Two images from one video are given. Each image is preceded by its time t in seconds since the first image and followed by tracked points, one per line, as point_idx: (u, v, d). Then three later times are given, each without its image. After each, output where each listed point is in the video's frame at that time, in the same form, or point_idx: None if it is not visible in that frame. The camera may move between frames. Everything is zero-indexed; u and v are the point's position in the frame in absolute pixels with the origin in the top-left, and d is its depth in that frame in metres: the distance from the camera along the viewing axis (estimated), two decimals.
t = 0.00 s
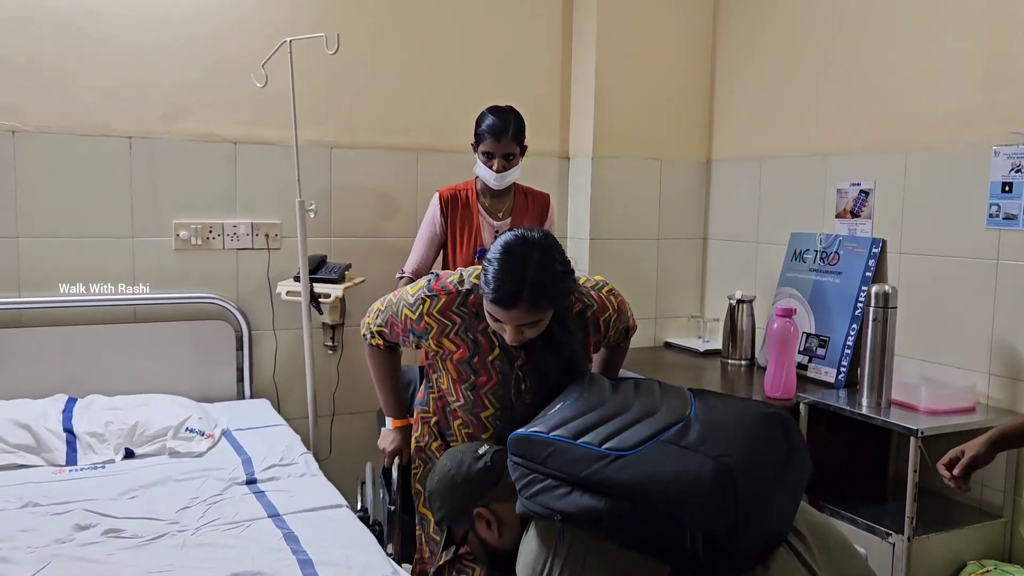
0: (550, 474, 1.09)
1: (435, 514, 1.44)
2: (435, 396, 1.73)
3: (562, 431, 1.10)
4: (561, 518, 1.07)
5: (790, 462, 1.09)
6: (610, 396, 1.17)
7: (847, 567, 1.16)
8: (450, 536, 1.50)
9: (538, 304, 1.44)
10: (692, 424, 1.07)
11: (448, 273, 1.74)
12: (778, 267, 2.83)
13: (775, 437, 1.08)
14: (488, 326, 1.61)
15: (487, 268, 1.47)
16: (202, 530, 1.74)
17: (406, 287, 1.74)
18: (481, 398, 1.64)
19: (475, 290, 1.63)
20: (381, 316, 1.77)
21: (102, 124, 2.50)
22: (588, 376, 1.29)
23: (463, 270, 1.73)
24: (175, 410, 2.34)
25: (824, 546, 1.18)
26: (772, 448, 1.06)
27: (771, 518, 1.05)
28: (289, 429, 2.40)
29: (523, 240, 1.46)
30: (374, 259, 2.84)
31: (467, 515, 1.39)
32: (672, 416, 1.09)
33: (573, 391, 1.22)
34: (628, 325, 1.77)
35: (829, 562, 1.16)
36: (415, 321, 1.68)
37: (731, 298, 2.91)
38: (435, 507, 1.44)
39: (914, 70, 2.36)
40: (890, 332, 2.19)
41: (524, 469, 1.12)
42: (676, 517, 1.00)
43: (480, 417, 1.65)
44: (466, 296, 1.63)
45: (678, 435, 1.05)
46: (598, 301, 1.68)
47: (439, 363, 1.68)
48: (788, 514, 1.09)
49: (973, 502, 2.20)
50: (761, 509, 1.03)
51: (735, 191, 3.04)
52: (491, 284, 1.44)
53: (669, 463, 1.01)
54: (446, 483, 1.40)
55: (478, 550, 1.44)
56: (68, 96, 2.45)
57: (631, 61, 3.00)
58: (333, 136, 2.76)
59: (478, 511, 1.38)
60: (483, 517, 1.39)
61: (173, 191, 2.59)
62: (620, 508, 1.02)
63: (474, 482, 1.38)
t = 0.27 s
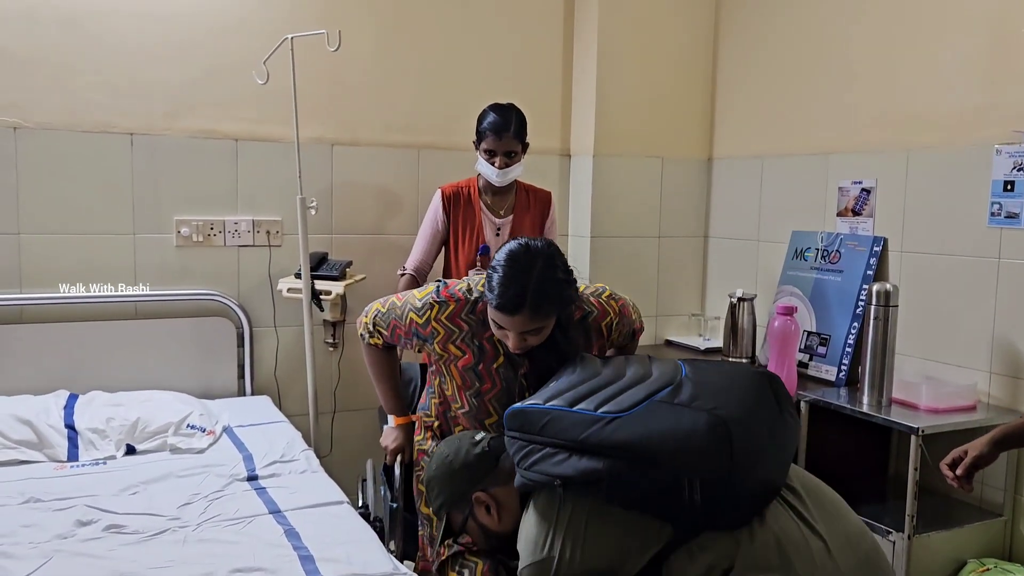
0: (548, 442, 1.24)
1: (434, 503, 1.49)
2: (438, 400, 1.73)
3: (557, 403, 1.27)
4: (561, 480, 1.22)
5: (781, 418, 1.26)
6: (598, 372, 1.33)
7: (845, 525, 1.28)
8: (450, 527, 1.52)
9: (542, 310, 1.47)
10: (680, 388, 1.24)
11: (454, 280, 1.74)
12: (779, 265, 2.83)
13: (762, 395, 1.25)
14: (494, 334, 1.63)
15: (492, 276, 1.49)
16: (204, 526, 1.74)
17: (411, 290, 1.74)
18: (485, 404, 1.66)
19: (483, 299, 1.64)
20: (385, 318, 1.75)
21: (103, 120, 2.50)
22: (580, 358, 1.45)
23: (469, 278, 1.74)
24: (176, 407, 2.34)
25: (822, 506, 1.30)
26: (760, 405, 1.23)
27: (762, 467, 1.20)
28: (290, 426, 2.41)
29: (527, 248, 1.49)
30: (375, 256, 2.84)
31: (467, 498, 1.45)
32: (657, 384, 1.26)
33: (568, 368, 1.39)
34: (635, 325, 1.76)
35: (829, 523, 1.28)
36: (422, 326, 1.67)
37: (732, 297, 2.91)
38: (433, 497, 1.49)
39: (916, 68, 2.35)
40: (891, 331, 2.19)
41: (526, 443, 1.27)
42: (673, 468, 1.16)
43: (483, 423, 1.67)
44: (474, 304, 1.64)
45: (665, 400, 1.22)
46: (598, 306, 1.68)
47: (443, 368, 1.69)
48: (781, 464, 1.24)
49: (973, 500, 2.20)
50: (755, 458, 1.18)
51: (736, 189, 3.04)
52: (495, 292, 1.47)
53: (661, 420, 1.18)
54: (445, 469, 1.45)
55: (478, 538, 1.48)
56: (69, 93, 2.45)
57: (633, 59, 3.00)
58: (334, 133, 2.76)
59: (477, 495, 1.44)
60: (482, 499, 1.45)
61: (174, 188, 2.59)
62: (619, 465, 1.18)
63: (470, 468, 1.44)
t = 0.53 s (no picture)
0: (546, 423, 1.18)
1: (429, 493, 1.46)
2: (438, 406, 1.73)
3: (553, 382, 1.20)
4: (559, 461, 1.16)
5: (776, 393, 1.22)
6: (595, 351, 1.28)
7: (834, 499, 1.25)
8: (446, 517, 1.49)
9: (540, 323, 1.47)
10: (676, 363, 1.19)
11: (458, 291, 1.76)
12: (781, 262, 2.83)
13: (756, 370, 1.20)
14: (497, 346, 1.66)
15: (491, 289, 1.49)
16: (205, 522, 1.74)
17: (417, 296, 1.75)
18: (486, 413, 1.68)
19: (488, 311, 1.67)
20: (388, 319, 1.76)
21: (105, 116, 2.50)
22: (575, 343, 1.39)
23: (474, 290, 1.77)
24: (178, 403, 2.34)
25: (810, 480, 1.27)
26: (756, 378, 1.19)
27: (761, 441, 1.15)
28: (291, 422, 2.41)
29: (524, 263, 1.49)
30: (376, 253, 2.84)
31: (463, 487, 1.43)
32: (656, 360, 1.21)
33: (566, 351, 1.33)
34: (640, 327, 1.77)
35: (820, 498, 1.25)
36: (427, 332, 1.68)
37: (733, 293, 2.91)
38: (428, 486, 1.46)
39: (917, 65, 2.35)
40: (892, 328, 2.19)
41: (522, 424, 1.21)
42: (670, 441, 1.10)
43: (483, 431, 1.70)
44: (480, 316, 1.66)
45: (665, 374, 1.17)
46: (596, 316, 1.69)
47: (443, 375, 1.70)
48: (779, 438, 1.20)
49: (973, 497, 2.20)
50: (754, 429, 1.13)
51: (737, 186, 3.04)
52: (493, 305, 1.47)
53: (657, 394, 1.13)
54: (439, 458, 1.43)
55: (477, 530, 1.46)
56: (71, 88, 2.45)
57: (634, 55, 3.00)
58: (336, 129, 2.76)
59: (474, 483, 1.41)
60: (478, 488, 1.42)
61: (175, 184, 2.59)
62: (617, 441, 1.11)
63: (468, 456, 1.41)
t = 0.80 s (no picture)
0: (545, 413, 1.16)
1: (427, 489, 1.45)
2: (438, 414, 1.78)
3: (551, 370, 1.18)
4: (560, 449, 1.14)
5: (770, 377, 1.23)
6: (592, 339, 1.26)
7: (830, 482, 1.29)
8: (445, 510, 1.51)
9: (541, 338, 1.45)
10: (673, 348, 1.19)
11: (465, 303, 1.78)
12: (782, 260, 2.83)
13: (751, 354, 1.21)
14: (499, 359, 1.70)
15: (492, 305, 1.48)
16: (207, 519, 1.75)
17: (424, 303, 1.77)
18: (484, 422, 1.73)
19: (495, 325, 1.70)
20: (391, 322, 1.76)
21: (106, 114, 2.49)
22: (571, 333, 1.37)
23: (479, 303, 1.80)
24: (179, 401, 2.34)
25: (806, 464, 1.30)
26: (751, 362, 1.19)
27: (758, 423, 1.16)
28: (292, 420, 2.41)
29: (524, 278, 1.48)
30: (377, 251, 2.85)
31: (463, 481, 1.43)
32: (653, 347, 1.19)
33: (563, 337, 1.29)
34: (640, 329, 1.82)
35: (817, 480, 1.28)
36: (432, 338, 1.70)
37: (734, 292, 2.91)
38: (425, 483, 1.44)
39: (919, 63, 2.35)
40: (893, 327, 2.19)
41: (521, 414, 1.19)
42: (671, 425, 1.10)
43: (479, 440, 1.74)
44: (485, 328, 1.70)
45: (663, 362, 1.16)
46: (592, 327, 1.73)
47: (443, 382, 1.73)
48: (776, 422, 1.21)
49: (974, 496, 2.20)
50: (752, 413, 1.14)
51: (739, 185, 3.04)
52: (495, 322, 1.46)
53: (657, 379, 1.13)
54: (437, 454, 1.41)
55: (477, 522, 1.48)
56: (72, 86, 2.45)
57: (636, 53, 2.99)
58: (337, 127, 2.76)
59: (473, 476, 1.41)
60: (478, 482, 1.43)
61: (177, 182, 2.59)
62: (618, 428, 1.11)
63: (466, 450, 1.40)
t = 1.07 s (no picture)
0: (546, 400, 1.15)
1: (426, 486, 1.44)
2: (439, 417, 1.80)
3: (553, 360, 1.19)
4: (563, 435, 1.14)
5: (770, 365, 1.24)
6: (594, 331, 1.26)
7: (830, 467, 1.32)
8: (443, 508, 1.49)
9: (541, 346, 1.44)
10: (673, 335, 1.20)
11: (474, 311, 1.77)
12: (782, 259, 2.83)
13: (750, 342, 1.22)
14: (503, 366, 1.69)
15: (495, 314, 1.47)
16: (208, 518, 1.75)
17: (432, 308, 1.76)
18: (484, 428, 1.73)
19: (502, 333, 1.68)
20: (395, 324, 1.78)
21: (107, 113, 2.50)
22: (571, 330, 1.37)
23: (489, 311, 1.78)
24: (181, 400, 2.34)
25: (806, 449, 1.33)
26: (751, 349, 1.20)
27: (760, 406, 1.16)
28: (293, 419, 2.41)
29: (524, 289, 1.48)
30: (378, 250, 2.85)
31: (463, 478, 1.42)
32: (653, 334, 1.21)
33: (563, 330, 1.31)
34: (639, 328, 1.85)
35: (817, 465, 1.30)
36: (438, 341, 1.70)
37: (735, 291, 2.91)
38: (425, 479, 1.44)
39: (920, 62, 2.35)
40: (894, 326, 2.19)
41: (522, 402, 1.18)
42: (674, 407, 1.10)
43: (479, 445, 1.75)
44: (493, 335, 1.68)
45: (664, 348, 1.17)
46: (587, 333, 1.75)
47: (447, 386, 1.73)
48: (778, 407, 1.21)
49: (975, 495, 2.20)
50: (752, 395, 1.15)
51: (740, 183, 3.04)
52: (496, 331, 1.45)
53: (658, 363, 1.13)
54: (437, 450, 1.41)
55: (476, 518, 1.48)
56: (73, 85, 2.45)
57: (636, 51, 2.99)
58: (338, 126, 2.76)
59: (472, 472, 1.40)
60: (478, 479, 1.42)
61: (178, 181, 2.59)
62: (621, 412, 1.10)
63: (464, 445, 1.40)
